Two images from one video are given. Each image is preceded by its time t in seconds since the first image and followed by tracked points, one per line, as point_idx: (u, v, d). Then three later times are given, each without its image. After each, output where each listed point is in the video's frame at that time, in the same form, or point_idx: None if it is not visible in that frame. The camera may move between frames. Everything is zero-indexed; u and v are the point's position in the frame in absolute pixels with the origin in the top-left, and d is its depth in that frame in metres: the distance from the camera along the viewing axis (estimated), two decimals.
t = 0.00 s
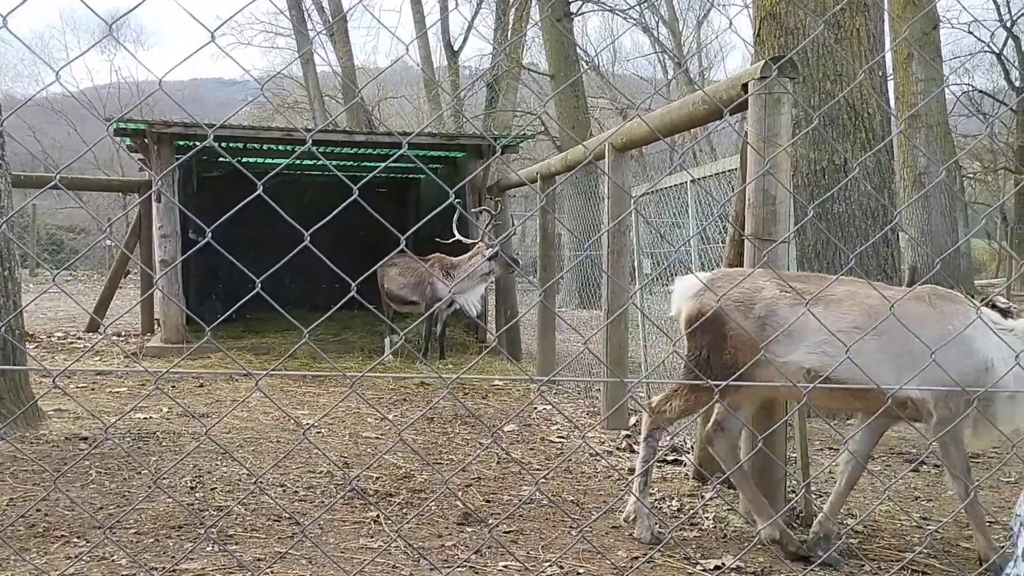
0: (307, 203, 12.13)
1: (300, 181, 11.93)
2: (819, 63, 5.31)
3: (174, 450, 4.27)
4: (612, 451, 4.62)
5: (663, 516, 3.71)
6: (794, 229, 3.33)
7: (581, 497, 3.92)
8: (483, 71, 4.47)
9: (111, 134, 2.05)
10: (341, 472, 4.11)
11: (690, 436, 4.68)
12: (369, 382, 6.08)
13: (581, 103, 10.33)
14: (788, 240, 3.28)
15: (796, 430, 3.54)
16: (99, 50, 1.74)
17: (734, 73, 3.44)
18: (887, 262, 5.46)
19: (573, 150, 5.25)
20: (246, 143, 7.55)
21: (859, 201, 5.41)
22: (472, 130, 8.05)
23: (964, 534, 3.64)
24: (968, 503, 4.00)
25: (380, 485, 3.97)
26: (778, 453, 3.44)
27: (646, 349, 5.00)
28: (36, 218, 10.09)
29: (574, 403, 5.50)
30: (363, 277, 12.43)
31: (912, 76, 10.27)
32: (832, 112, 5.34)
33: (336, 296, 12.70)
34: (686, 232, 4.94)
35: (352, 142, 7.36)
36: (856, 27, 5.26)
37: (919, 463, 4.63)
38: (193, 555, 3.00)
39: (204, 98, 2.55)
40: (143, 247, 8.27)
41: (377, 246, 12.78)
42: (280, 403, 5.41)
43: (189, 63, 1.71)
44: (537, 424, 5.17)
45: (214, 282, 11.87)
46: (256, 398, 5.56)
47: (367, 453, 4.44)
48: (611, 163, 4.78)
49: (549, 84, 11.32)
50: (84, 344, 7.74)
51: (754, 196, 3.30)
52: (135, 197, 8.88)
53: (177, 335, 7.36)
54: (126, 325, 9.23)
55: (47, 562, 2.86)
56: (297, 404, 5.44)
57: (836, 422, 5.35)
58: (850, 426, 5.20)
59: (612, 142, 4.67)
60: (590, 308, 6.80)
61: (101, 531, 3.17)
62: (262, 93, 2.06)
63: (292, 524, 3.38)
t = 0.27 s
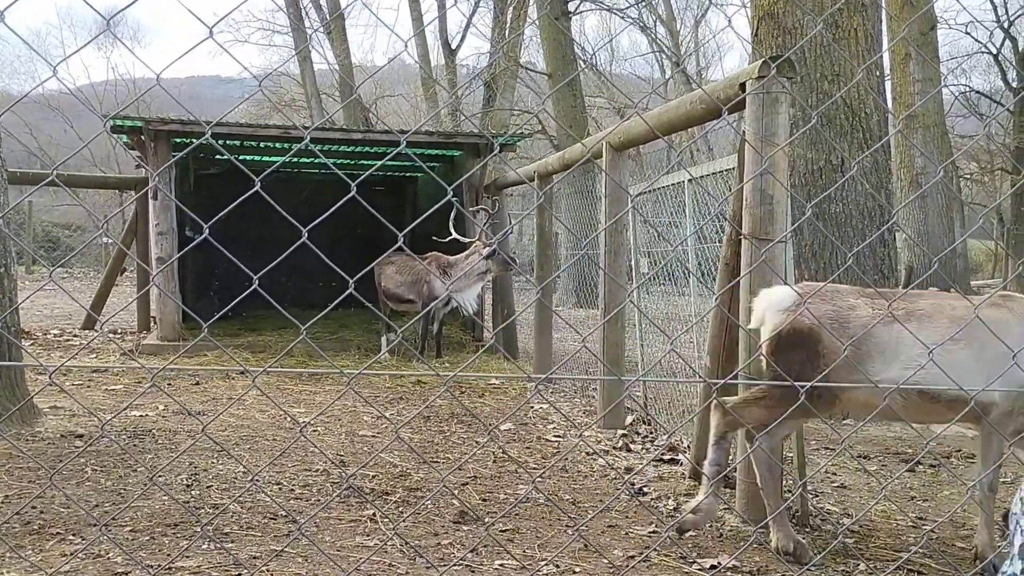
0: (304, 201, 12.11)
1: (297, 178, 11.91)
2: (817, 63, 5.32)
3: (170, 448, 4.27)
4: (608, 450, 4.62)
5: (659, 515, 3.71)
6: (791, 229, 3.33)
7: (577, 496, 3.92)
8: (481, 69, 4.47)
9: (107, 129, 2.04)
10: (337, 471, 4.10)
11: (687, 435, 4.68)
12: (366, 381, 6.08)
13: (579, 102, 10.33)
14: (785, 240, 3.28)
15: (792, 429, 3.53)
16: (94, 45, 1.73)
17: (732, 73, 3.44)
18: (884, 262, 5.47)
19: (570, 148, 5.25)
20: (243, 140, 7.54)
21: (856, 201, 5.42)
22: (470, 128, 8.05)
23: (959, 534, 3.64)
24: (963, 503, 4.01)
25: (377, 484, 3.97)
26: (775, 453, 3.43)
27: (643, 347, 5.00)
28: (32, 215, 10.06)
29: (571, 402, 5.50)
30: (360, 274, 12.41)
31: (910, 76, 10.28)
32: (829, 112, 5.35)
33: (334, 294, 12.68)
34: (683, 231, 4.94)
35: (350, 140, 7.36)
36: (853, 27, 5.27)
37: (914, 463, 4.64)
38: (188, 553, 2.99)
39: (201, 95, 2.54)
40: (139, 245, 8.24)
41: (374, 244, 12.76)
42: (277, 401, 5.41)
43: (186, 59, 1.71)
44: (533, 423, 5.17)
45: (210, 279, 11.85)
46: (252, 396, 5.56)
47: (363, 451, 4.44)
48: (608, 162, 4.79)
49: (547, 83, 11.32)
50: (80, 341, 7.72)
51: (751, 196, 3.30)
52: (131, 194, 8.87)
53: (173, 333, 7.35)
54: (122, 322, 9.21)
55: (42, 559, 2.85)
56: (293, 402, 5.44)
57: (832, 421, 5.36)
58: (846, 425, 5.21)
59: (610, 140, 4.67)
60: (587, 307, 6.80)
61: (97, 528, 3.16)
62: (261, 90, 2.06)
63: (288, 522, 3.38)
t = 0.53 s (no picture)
0: (304, 199, 12.10)
1: (296, 177, 11.89)
2: (816, 64, 5.32)
3: (168, 446, 4.26)
4: (607, 450, 4.62)
5: (657, 515, 3.70)
6: (790, 230, 3.33)
7: (576, 496, 3.91)
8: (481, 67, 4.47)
9: (106, 126, 2.04)
10: (335, 470, 4.10)
11: (685, 435, 4.68)
12: (364, 380, 6.08)
13: (578, 102, 10.33)
14: (783, 241, 3.28)
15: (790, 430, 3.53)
16: (94, 43, 1.73)
17: (731, 73, 3.44)
18: (882, 263, 5.47)
19: (570, 148, 5.25)
20: (242, 139, 7.53)
21: (855, 202, 5.42)
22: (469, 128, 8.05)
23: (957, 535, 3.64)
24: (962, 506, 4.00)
25: (375, 483, 3.97)
26: (773, 454, 3.43)
27: (642, 347, 5.00)
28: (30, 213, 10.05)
29: (569, 402, 5.50)
30: (359, 273, 12.40)
31: (909, 77, 10.29)
32: (828, 113, 5.35)
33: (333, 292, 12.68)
34: (682, 231, 4.94)
35: (349, 139, 7.36)
36: (853, 28, 5.28)
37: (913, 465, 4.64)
38: (186, 551, 2.99)
39: (201, 94, 2.54)
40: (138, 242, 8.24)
41: (373, 243, 12.75)
42: (275, 399, 5.41)
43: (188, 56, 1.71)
44: (531, 422, 5.17)
45: (208, 277, 11.83)
46: (250, 394, 5.55)
47: (362, 450, 4.44)
48: (608, 162, 4.79)
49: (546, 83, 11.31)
50: (78, 339, 7.72)
51: (750, 196, 3.30)
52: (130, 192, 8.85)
53: (171, 331, 7.34)
54: (120, 320, 9.20)
55: (39, 557, 2.85)
56: (291, 401, 5.43)
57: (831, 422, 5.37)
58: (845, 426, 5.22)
59: (609, 140, 4.67)
60: (586, 306, 6.81)
61: (94, 526, 3.16)
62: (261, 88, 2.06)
63: (286, 521, 3.38)
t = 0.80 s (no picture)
0: (303, 199, 12.09)
1: (295, 176, 11.88)
2: (815, 65, 5.32)
3: (166, 446, 4.26)
4: (605, 451, 4.62)
5: (655, 516, 3.70)
6: (789, 231, 3.33)
7: (573, 496, 3.91)
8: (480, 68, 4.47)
9: (104, 126, 2.03)
10: (333, 470, 4.10)
11: (682, 436, 4.68)
12: (362, 380, 6.08)
13: (578, 103, 10.34)
14: (782, 242, 3.28)
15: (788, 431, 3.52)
16: (93, 42, 1.73)
17: (731, 74, 3.44)
18: (881, 264, 5.48)
19: (569, 149, 5.25)
20: (241, 138, 7.53)
21: (854, 203, 5.43)
22: (468, 128, 8.05)
23: (954, 536, 3.64)
24: (959, 507, 4.00)
25: (373, 483, 3.96)
26: (771, 454, 3.43)
27: (640, 348, 5.00)
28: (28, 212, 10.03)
29: (567, 402, 5.49)
30: (357, 273, 12.40)
31: (908, 79, 10.30)
32: (827, 114, 5.36)
33: (332, 292, 12.68)
34: (681, 232, 4.94)
35: (348, 138, 7.36)
36: (852, 29, 5.29)
37: (910, 466, 4.64)
38: (183, 551, 2.99)
39: (200, 95, 2.54)
40: (136, 242, 8.24)
41: (372, 243, 12.75)
42: (274, 399, 5.41)
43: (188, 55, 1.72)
44: (529, 423, 5.17)
45: (207, 276, 11.82)
46: (249, 394, 5.55)
47: (359, 450, 4.44)
48: (607, 162, 4.79)
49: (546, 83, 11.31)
50: (76, 338, 7.71)
51: (749, 197, 3.31)
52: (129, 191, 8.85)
53: (170, 331, 7.34)
54: (119, 320, 9.20)
55: (37, 557, 2.85)
56: (289, 401, 5.43)
57: (828, 423, 5.38)
58: (842, 427, 5.23)
59: (608, 141, 4.67)
60: (584, 307, 6.81)
61: (92, 526, 3.16)
62: (260, 89, 2.06)
63: (283, 521, 3.38)
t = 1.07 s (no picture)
0: (302, 199, 12.09)
1: (294, 176, 11.87)
2: (816, 65, 5.32)
3: (166, 446, 4.26)
4: (604, 451, 4.62)
5: (655, 516, 3.70)
6: (789, 230, 3.33)
7: (573, 496, 3.91)
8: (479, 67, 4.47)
9: (104, 125, 2.03)
10: (333, 470, 4.10)
11: (682, 436, 4.68)
12: (362, 379, 6.08)
13: (578, 103, 10.34)
14: (782, 241, 3.28)
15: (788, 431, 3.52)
16: (92, 41, 1.73)
17: (731, 74, 3.44)
18: (881, 264, 5.47)
19: (569, 149, 5.24)
20: (241, 138, 7.53)
21: (854, 203, 5.42)
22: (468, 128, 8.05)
23: (954, 536, 3.64)
24: (959, 507, 4.00)
25: (372, 483, 3.96)
26: (771, 454, 3.43)
27: (640, 348, 5.00)
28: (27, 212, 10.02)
29: (567, 402, 5.49)
30: (357, 273, 12.40)
31: (909, 78, 10.30)
32: (827, 114, 5.36)
33: (332, 292, 12.68)
34: (681, 232, 4.94)
35: (348, 138, 7.36)
36: (852, 29, 5.29)
37: (910, 466, 4.64)
38: (182, 551, 2.98)
39: (199, 94, 2.54)
40: (135, 242, 8.24)
41: (372, 243, 12.75)
42: (274, 399, 5.40)
43: (186, 54, 1.72)
44: (529, 423, 5.17)
45: (206, 276, 11.82)
46: (249, 394, 5.55)
47: (359, 450, 4.44)
48: (607, 162, 4.78)
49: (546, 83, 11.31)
50: (75, 338, 7.71)
51: (749, 196, 3.31)
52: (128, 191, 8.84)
53: (170, 331, 7.34)
54: (119, 320, 9.20)
55: (36, 557, 2.84)
56: (289, 401, 5.43)
57: (828, 423, 5.37)
58: (842, 427, 5.22)
59: (609, 141, 4.66)
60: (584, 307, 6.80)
61: (92, 526, 3.16)
62: (259, 87, 2.05)
63: (283, 521, 3.38)
